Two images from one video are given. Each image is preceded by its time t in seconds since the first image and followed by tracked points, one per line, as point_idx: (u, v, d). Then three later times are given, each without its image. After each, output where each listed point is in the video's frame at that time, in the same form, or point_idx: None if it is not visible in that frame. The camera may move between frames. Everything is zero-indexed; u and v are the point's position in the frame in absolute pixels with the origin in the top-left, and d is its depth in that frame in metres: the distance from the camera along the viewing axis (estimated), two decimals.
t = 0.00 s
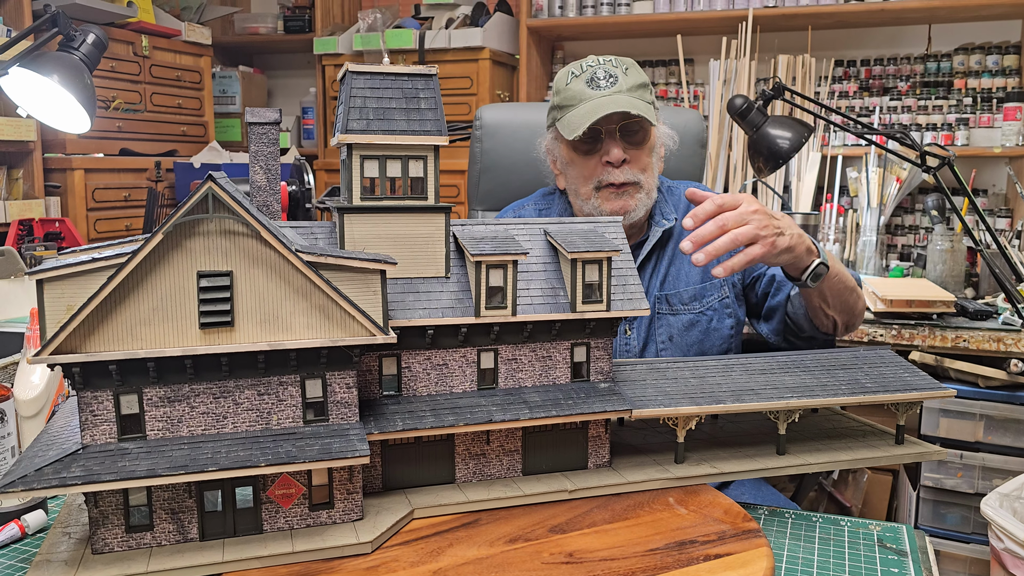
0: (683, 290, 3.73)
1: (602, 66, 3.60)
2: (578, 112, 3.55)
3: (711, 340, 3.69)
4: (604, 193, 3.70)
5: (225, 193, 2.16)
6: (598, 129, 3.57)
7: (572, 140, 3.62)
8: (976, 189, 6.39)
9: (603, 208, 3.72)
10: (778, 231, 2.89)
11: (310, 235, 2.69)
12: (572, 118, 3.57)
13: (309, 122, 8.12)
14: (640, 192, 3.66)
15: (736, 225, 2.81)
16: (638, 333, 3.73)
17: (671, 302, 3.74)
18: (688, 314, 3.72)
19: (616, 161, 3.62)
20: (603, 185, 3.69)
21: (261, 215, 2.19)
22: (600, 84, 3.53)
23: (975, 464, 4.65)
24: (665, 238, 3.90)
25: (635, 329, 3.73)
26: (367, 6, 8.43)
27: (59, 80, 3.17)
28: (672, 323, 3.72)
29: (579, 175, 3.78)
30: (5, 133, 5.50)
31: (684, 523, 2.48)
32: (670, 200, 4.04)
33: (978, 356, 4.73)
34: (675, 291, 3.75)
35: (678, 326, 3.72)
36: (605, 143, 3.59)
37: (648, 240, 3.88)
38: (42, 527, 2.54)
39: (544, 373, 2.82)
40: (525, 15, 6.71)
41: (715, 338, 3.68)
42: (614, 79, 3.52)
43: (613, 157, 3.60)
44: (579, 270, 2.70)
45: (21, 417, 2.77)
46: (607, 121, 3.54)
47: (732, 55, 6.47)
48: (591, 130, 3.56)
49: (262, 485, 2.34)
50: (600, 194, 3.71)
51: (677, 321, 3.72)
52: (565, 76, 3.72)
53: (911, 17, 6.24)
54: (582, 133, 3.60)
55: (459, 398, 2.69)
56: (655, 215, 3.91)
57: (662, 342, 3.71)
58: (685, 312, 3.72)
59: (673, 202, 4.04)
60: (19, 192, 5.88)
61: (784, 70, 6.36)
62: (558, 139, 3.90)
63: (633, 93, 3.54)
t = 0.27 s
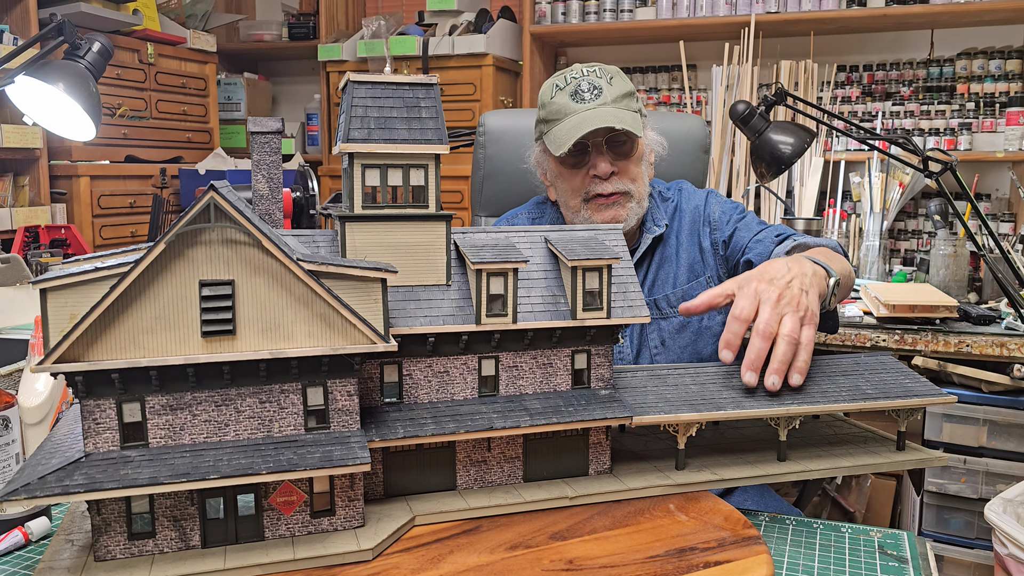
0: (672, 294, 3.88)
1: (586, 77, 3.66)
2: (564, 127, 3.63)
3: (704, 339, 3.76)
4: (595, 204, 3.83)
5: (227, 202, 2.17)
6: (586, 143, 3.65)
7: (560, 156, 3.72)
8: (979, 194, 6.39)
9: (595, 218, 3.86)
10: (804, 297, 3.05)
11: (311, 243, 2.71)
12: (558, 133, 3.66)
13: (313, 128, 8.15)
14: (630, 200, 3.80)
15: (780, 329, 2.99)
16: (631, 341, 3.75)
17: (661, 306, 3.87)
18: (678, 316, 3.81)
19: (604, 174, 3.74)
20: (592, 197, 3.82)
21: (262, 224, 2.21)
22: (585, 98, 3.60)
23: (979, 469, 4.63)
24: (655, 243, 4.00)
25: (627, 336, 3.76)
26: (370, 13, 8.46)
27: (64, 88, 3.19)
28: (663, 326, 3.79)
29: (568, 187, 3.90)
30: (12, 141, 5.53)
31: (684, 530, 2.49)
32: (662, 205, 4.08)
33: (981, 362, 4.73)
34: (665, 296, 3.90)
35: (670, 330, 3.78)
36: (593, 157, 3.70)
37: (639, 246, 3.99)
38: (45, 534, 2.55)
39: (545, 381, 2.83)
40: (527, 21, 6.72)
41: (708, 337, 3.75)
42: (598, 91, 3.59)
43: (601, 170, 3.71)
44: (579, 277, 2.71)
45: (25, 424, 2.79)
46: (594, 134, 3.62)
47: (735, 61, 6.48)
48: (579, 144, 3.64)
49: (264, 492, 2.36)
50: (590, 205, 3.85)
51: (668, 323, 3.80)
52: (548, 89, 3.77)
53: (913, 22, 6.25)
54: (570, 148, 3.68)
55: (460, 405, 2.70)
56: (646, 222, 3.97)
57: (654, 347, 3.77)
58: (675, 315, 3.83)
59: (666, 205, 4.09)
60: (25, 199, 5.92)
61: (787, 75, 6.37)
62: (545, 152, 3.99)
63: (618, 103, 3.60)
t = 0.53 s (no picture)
0: (666, 296, 3.86)
1: (574, 84, 3.69)
2: (555, 134, 3.64)
3: (699, 341, 3.82)
4: (589, 213, 3.84)
5: (223, 205, 2.18)
6: (577, 150, 3.65)
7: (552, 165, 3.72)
8: (980, 193, 6.38)
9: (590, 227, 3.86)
10: (810, 294, 3.12)
11: (308, 245, 2.71)
12: (549, 141, 3.66)
13: (314, 131, 8.16)
14: (623, 208, 3.81)
15: (796, 330, 3.04)
16: (626, 342, 3.75)
17: (656, 309, 3.84)
18: (673, 318, 3.84)
19: (597, 182, 3.74)
20: (585, 205, 3.82)
21: (258, 226, 2.22)
22: (575, 104, 3.62)
23: (981, 469, 4.62)
24: (649, 245, 4.01)
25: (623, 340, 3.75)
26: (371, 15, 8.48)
27: (65, 92, 3.20)
28: (658, 329, 3.81)
29: (562, 196, 3.90)
30: (13, 144, 5.55)
31: (681, 531, 2.49)
32: (659, 207, 4.10)
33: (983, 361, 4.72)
34: (659, 299, 3.87)
35: (665, 332, 3.81)
36: (586, 165, 3.70)
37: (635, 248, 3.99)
38: (44, 536, 2.56)
39: (543, 382, 2.83)
40: (527, 23, 6.72)
41: (703, 339, 3.83)
42: (587, 98, 3.62)
43: (594, 179, 3.71)
44: (576, 278, 2.71)
45: (24, 427, 2.80)
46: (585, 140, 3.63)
47: (735, 61, 6.48)
48: (571, 151, 3.64)
49: (261, 494, 2.36)
50: (585, 214, 3.85)
51: (663, 325, 3.82)
52: (536, 96, 3.79)
53: (913, 22, 6.25)
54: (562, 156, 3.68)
55: (457, 407, 2.70)
56: (641, 224, 3.98)
57: (650, 348, 3.78)
58: (669, 317, 3.84)
59: (662, 207, 4.10)
60: (26, 203, 5.93)
61: (786, 75, 6.37)
62: (535, 159, 3.99)
63: (608, 108, 3.63)
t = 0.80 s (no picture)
0: (658, 292, 3.83)
1: (582, 87, 3.70)
2: (565, 139, 3.64)
3: (694, 334, 3.76)
4: (597, 218, 3.80)
5: (218, 209, 2.18)
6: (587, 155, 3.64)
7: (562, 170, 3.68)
8: (981, 193, 6.37)
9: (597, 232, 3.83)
10: (821, 169, 2.66)
11: (304, 248, 2.71)
12: (559, 145, 3.67)
13: (314, 133, 8.16)
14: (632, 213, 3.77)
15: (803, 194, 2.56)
16: (624, 344, 3.75)
17: (651, 306, 3.82)
18: (668, 313, 3.79)
19: (606, 187, 3.70)
20: (594, 210, 3.78)
21: (253, 229, 2.22)
22: (584, 109, 3.63)
23: (982, 470, 4.61)
24: (646, 245, 4.01)
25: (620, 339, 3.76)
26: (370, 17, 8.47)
27: (63, 95, 3.14)
28: (654, 326, 3.78)
29: (569, 200, 3.86)
30: (12, 148, 5.54)
31: (679, 533, 2.48)
32: (656, 207, 4.12)
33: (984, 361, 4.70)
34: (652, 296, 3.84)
35: (659, 328, 3.78)
36: (596, 170, 3.66)
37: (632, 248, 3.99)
38: (41, 541, 2.56)
39: (540, 385, 2.82)
40: (526, 24, 6.72)
41: (698, 332, 3.76)
42: (597, 102, 3.64)
43: (604, 184, 3.68)
44: (572, 281, 2.70)
45: (22, 432, 2.80)
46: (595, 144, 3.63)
47: (734, 61, 6.46)
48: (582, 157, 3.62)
49: (257, 498, 2.35)
50: (593, 219, 3.81)
51: (658, 322, 3.79)
52: (541, 98, 3.78)
53: (913, 21, 6.23)
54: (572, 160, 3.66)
55: (454, 410, 2.69)
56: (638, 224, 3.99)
57: (645, 345, 3.75)
58: (663, 313, 3.80)
59: (659, 208, 4.11)
60: (25, 206, 5.93)
61: (786, 75, 6.35)
62: (540, 163, 3.95)
63: (616, 112, 3.65)
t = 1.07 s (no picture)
0: (657, 287, 3.81)
1: (583, 83, 3.71)
2: (567, 135, 3.65)
3: (693, 328, 3.76)
4: (597, 212, 3.82)
5: (215, 211, 2.18)
6: (588, 148, 3.66)
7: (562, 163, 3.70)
8: (980, 192, 6.36)
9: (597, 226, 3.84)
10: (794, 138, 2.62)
11: (302, 250, 2.72)
12: (560, 140, 3.67)
13: (314, 133, 8.16)
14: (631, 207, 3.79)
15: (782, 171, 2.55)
16: (625, 341, 3.73)
17: (649, 301, 3.79)
18: (666, 308, 3.78)
19: (607, 180, 3.72)
20: (594, 203, 3.81)
21: (250, 231, 2.22)
22: (585, 104, 3.64)
23: (982, 469, 4.61)
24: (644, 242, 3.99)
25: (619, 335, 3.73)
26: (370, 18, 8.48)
27: (63, 97, 3.11)
28: (653, 321, 3.76)
29: (569, 194, 3.88)
30: (12, 150, 5.55)
31: (677, 534, 2.48)
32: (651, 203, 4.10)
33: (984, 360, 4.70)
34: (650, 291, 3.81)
35: (659, 324, 3.76)
36: (595, 163, 3.68)
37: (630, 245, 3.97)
38: (41, 542, 2.57)
39: (538, 385, 2.83)
40: (526, 24, 6.72)
41: (697, 325, 3.76)
42: (598, 97, 3.65)
43: (604, 176, 3.70)
44: (570, 281, 2.70)
45: (22, 433, 2.80)
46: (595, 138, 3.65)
47: (734, 61, 6.46)
48: (582, 150, 3.65)
49: (255, 499, 2.36)
50: (593, 213, 3.83)
51: (657, 317, 3.77)
52: (543, 94, 3.79)
53: (912, 21, 6.23)
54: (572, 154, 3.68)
55: (452, 411, 2.70)
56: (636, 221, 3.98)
57: (645, 341, 3.75)
58: (662, 308, 3.78)
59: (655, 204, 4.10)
60: (26, 208, 5.95)
61: (785, 75, 6.35)
62: (540, 158, 3.97)
63: (617, 108, 3.66)
